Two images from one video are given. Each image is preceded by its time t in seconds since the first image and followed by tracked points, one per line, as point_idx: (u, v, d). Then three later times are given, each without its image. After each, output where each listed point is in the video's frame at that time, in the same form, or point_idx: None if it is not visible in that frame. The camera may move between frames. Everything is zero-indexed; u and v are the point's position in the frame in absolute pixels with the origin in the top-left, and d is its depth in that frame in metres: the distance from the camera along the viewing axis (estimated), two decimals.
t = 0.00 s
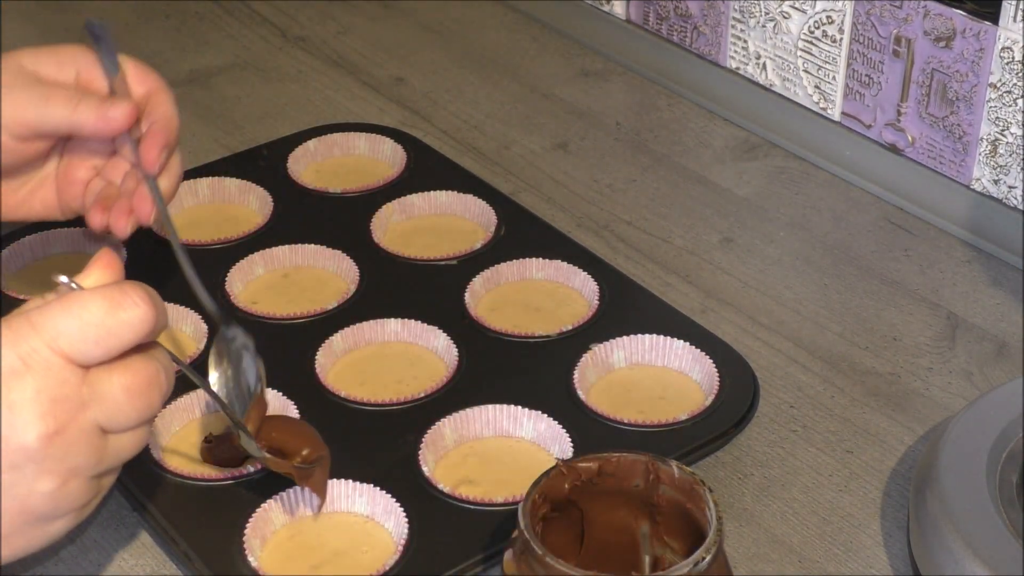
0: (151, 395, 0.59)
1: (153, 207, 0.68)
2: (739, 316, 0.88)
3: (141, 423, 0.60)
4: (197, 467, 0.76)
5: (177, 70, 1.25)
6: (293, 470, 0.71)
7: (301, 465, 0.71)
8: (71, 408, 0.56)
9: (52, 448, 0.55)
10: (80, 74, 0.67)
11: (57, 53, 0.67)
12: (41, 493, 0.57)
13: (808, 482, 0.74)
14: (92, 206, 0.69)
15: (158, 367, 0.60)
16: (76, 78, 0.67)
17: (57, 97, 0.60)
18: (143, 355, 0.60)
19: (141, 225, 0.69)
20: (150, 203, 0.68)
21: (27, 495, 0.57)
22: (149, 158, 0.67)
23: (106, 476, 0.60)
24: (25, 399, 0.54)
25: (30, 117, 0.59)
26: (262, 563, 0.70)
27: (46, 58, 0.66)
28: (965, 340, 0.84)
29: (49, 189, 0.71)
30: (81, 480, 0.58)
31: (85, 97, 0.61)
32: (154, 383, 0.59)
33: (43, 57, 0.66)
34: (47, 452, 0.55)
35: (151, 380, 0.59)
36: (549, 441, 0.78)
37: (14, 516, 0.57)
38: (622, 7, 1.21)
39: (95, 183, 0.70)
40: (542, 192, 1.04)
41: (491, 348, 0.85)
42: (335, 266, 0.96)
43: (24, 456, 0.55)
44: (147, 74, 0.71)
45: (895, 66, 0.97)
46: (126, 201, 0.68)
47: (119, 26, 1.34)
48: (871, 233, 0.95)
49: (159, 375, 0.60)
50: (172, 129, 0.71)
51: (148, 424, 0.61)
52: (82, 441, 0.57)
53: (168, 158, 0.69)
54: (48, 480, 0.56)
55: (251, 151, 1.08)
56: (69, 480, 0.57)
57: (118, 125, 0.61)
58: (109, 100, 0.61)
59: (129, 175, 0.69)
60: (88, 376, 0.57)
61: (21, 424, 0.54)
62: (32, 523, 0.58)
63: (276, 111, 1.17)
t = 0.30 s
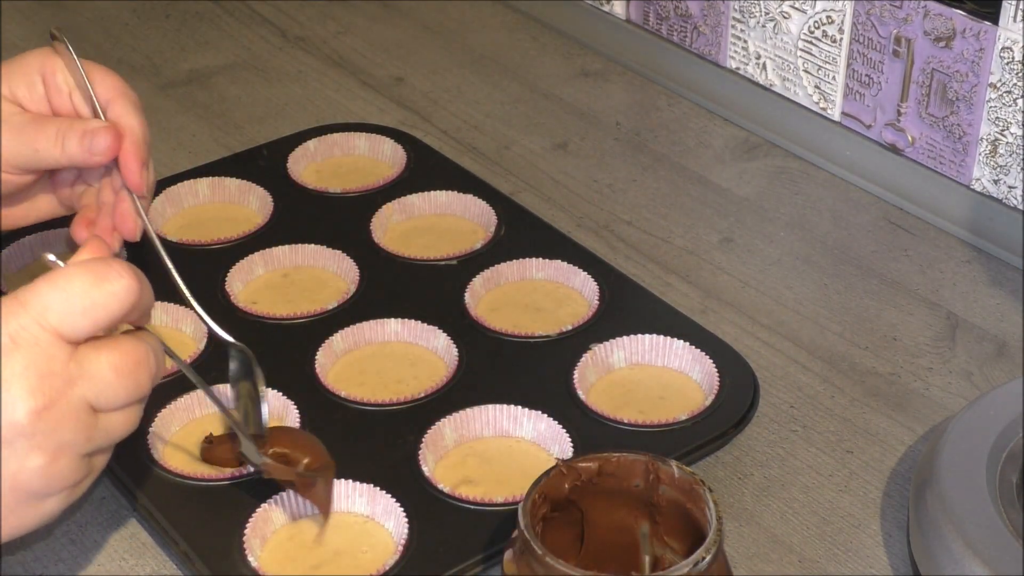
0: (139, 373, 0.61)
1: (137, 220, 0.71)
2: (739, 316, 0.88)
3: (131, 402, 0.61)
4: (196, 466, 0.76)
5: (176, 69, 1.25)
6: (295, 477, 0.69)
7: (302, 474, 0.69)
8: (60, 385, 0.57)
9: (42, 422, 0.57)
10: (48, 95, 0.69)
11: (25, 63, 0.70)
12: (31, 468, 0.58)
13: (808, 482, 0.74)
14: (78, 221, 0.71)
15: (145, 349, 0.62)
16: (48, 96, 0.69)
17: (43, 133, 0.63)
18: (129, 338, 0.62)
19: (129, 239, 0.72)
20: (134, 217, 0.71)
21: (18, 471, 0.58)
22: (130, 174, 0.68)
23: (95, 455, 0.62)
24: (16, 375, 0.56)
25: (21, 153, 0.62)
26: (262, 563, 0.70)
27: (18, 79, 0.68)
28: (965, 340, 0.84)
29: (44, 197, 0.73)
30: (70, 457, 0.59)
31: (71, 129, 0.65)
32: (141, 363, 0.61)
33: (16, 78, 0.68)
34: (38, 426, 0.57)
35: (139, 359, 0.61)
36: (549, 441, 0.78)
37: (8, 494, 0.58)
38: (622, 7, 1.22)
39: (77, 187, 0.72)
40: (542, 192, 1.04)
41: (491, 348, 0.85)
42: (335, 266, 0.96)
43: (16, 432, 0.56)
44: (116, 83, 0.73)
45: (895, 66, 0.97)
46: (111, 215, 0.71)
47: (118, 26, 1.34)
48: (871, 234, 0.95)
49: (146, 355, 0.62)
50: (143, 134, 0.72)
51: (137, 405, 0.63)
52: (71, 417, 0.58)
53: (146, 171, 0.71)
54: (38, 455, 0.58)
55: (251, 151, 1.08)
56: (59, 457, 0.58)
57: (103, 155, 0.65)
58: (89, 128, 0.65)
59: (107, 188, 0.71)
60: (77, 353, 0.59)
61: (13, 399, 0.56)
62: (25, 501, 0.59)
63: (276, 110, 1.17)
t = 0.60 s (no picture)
0: (126, 334, 0.59)
1: (163, 275, 0.71)
2: (739, 316, 0.88)
3: (118, 365, 0.59)
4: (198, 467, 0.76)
5: (176, 69, 1.25)
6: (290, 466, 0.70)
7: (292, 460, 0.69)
8: (46, 348, 0.55)
9: (29, 384, 0.55)
10: (59, 148, 0.64)
11: (27, 111, 0.63)
12: (21, 432, 0.56)
13: (808, 482, 0.74)
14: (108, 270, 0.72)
15: (133, 313, 0.60)
16: (57, 151, 0.64)
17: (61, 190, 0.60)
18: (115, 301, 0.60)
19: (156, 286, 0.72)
20: (159, 271, 0.71)
21: (8, 436, 0.56)
22: (147, 233, 0.67)
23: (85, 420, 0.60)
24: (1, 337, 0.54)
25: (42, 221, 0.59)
26: (263, 563, 0.70)
27: (25, 128, 0.62)
28: (965, 340, 0.84)
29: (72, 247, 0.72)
30: (60, 422, 0.57)
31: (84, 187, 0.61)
32: (129, 323, 0.59)
33: (18, 126, 0.62)
34: (25, 386, 0.55)
35: (122, 319, 0.58)
36: (549, 441, 0.78)
37: None
38: (622, 7, 1.21)
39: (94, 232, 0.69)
40: (542, 192, 1.04)
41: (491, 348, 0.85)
42: (334, 266, 0.96)
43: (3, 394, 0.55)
44: (120, 130, 0.68)
45: (895, 66, 0.97)
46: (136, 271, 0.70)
47: (119, 26, 1.34)
48: (871, 234, 0.95)
49: (134, 319, 0.60)
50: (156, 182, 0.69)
51: (125, 368, 0.61)
52: (58, 380, 0.56)
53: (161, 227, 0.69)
54: (26, 418, 0.56)
55: (251, 151, 1.08)
56: (48, 420, 0.57)
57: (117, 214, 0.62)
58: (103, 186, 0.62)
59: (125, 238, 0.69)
60: (62, 316, 0.57)
61: None
62: (17, 468, 0.57)
63: (276, 110, 1.17)
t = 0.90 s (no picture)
0: (138, 346, 0.57)
1: (186, 286, 0.71)
2: (738, 316, 0.88)
3: (130, 379, 0.58)
4: (197, 467, 0.76)
5: (176, 69, 1.25)
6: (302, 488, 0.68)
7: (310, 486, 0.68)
8: (53, 359, 0.54)
9: (38, 395, 0.54)
10: (89, 160, 0.68)
11: (64, 124, 0.68)
12: (27, 446, 0.55)
13: (808, 482, 0.74)
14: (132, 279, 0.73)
15: (147, 324, 0.58)
16: (90, 162, 0.68)
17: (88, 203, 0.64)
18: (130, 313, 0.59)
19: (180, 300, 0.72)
20: (183, 283, 0.71)
21: (14, 450, 0.55)
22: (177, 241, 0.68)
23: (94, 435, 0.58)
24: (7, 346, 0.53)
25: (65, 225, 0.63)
26: (263, 563, 0.70)
27: (59, 138, 0.68)
28: (965, 340, 0.84)
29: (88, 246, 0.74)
30: (69, 435, 0.56)
31: (115, 200, 0.64)
32: (141, 334, 0.58)
33: (54, 139, 0.67)
34: (33, 398, 0.54)
35: (136, 330, 0.57)
36: (549, 441, 0.78)
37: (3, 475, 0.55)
38: (622, 7, 1.22)
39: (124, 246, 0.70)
40: (542, 192, 1.04)
41: (491, 349, 0.85)
42: (335, 266, 0.96)
43: (9, 406, 0.53)
44: (159, 144, 0.71)
45: (895, 67, 0.97)
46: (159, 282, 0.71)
47: (119, 26, 1.34)
48: (871, 234, 0.95)
49: (149, 331, 0.58)
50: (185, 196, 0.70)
51: (138, 383, 0.60)
52: (66, 392, 0.55)
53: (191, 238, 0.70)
54: (33, 432, 0.55)
55: (251, 151, 1.08)
56: (55, 433, 0.55)
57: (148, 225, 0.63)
58: (136, 199, 0.64)
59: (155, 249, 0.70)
60: (72, 327, 0.55)
61: (6, 370, 0.53)
62: (21, 484, 0.56)
63: (276, 110, 1.17)
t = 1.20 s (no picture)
0: (221, 374, 0.52)
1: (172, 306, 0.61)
2: (738, 316, 0.88)
3: (211, 406, 0.53)
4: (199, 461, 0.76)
5: (176, 69, 1.25)
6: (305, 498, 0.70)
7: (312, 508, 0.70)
8: (143, 391, 0.49)
9: (126, 430, 0.49)
10: (78, 164, 0.64)
11: (48, 127, 0.63)
12: (109, 481, 0.49)
13: (808, 482, 0.74)
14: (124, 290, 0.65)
15: (228, 351, 0.53)
16: (76, 166, 0.64)
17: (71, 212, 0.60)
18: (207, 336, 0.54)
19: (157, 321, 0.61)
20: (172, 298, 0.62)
21: (93, 485, 0.49)
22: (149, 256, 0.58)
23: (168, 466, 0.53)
24: (95, 376, 0.47)
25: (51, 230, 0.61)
26: (263, 562, 0.70)
27: (47, 140, 0.63)
28: (965, 340, 0.84)
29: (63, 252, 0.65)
30: (148, 468, 0.51)
31: (94, 210, 0.60)
32: (224, 362, 0.53)
33: (41, 141, 0.63)
34: (121, 432, 0.48)
35: (219, 356, 0.52)
36: (549, 441, 0.78)
37: (76, 504, 0.49)
38: (622, 7, 1.22)
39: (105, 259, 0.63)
40: (542, 192, 1.04)
41: (491, 349, 0.85)
42: (335, 266, 0.96)
43: (96, 439, 0.48)
44: (146, 154, 0.64)
45: (895, 67, 0.97)
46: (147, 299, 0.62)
47: (119, 26, 1.34)
48: (871, 234, 0.95)
49: (229, 355, 0.53)
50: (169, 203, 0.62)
51: (215, 411, 0.54)
52: (152, 425, 0.50)
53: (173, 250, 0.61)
54: (115, 465, 0.49)
55: (251, 151, 1.08)
56: (137, 467, 0.50)
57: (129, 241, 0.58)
58: (119, 210, 0.59)
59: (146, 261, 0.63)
60: (158, 356, 0.50)
61: (95, 402, 0.47)
62: (94, 514, 0.50)
63: (277, 110, 1.17)
